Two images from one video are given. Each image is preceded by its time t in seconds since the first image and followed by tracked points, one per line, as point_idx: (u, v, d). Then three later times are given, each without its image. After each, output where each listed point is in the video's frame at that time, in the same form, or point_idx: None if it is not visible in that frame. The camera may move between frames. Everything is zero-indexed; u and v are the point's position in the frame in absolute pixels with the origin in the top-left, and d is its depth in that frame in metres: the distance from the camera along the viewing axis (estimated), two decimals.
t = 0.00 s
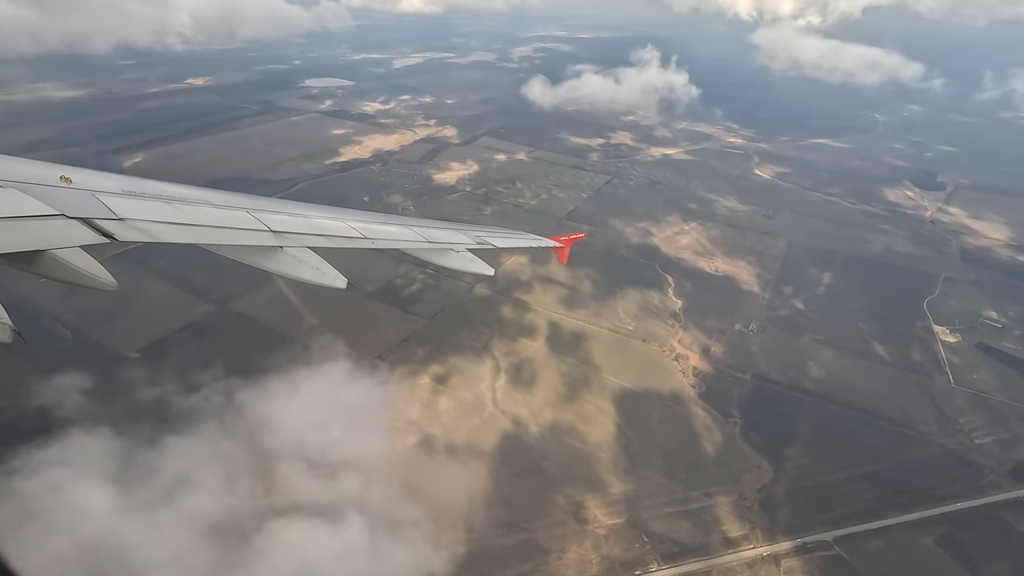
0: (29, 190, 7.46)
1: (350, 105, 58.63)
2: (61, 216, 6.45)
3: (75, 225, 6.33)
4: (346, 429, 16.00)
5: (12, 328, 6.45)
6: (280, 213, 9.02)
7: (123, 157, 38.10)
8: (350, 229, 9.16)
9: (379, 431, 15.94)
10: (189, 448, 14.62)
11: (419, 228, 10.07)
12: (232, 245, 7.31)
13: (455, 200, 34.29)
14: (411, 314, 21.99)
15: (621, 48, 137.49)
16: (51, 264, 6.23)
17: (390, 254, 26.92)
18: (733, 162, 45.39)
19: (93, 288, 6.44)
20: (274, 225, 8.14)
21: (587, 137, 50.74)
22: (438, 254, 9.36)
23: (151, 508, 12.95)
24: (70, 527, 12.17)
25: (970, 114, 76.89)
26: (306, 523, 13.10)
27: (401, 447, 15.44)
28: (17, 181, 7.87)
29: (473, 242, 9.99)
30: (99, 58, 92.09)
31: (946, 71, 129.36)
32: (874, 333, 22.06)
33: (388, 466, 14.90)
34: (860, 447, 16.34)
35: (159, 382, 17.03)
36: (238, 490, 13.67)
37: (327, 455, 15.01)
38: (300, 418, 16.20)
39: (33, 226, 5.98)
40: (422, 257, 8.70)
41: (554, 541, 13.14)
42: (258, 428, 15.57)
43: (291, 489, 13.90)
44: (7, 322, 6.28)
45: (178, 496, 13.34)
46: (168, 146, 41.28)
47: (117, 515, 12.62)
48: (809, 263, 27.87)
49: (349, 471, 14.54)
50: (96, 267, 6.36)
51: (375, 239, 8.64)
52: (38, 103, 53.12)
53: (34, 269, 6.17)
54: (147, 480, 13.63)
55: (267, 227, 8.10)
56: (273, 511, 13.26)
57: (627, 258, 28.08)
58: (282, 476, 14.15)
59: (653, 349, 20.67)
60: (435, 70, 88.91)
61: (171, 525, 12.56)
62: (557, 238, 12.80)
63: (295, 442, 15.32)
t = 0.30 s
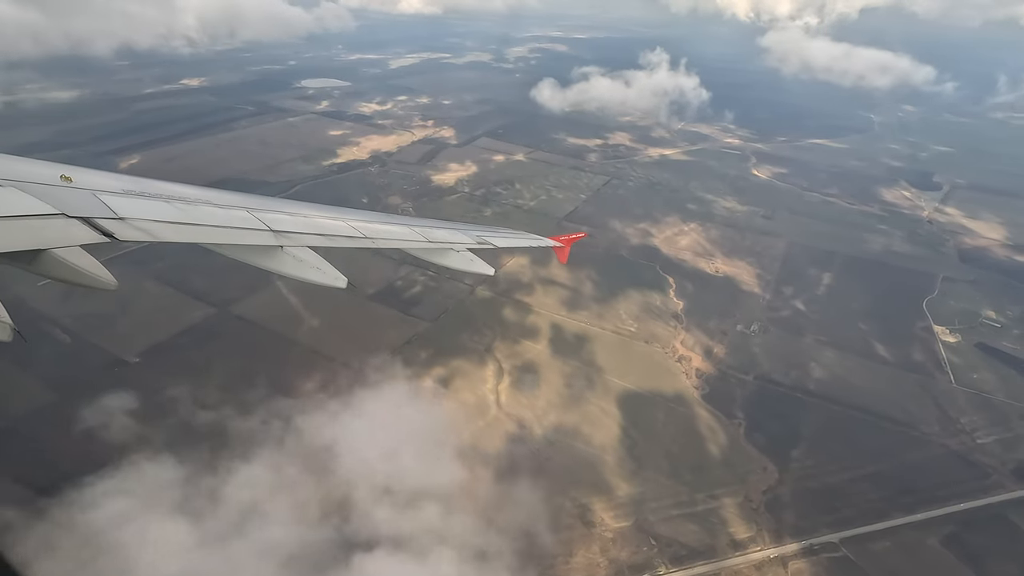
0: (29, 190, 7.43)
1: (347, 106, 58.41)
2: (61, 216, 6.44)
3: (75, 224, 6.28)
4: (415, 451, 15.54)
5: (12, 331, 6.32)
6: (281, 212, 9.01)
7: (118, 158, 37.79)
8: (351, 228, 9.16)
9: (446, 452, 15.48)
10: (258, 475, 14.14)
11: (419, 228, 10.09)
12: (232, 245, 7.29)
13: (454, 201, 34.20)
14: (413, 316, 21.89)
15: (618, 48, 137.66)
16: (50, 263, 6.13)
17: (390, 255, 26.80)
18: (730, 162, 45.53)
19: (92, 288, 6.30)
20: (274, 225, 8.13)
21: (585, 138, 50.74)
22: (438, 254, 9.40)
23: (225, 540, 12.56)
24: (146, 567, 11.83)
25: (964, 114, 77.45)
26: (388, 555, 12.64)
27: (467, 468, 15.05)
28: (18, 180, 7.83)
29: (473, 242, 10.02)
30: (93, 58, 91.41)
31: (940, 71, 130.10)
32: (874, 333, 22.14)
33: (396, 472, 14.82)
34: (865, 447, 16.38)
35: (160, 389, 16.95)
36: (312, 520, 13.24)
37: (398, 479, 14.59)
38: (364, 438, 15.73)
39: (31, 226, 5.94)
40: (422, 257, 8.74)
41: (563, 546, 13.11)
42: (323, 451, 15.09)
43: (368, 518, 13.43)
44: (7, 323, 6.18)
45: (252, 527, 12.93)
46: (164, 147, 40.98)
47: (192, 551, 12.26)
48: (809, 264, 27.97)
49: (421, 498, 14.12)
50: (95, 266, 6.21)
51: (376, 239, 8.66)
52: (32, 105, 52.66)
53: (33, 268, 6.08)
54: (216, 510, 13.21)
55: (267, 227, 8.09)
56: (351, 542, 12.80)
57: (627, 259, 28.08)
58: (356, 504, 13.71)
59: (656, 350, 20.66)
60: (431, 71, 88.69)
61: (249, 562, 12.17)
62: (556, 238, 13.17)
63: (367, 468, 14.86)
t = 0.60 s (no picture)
0: (29, 189, 7.41)
1: (344, 107, 58.15)
2: (61, 216, 6.40)
3: (74, 224, 6.26)
4: (479, 472, 15.20)
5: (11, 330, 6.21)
6: (281, 212, 9.01)
7: (113, 159, 37.41)
8: (351, 228, 9.15)
9: (507, 469, 15.23)
10: (318, 499, 13.93)
11: (419, 228, 10.11)
12: (233, 245, 7.31)
13: (453, 202, 34.09)
14: (414, 319, 21.79)
15: (614, 49, 137.65)
16: (49, 262, 6.00)
17: (390, 257, 26.69)
18: (727, 162, 45.65)
19: (92, 289, 6.18)
20: (274, 225, 8.14)
21: (583, 138, 50.71)
22: (438, 254, 9.44)
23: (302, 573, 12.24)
24: None
25: (957, 115, 78.08)
26: None
27: (527, 485, 14.80)
28: (17, 180, 7.79)
29: (473, 242, 10.07)
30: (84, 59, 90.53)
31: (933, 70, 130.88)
32: (875, 333, 22.23)
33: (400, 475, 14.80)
34: (869, 448, 16.42)
35: (160, 395, 16.84)
36: (390, 550, 12.82)
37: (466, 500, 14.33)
38: (415, 455, 15.55)
39: (29, 225, 5.89)
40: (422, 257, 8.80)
41: (575, 552, 13.06)
42: (377, 471, 14.91)
43: (449, 548, 12.96)
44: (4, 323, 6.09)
45: (329, 560, 12.57)
46: (159, 149, 40.61)
47: None
48: (808, 264, 28.06)
49: (492, 518, 13.85)
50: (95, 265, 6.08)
51: (376, 239, 8.68)
52: (24, 106, 52.10)
53: (33, 268, 5.96)
54: (292, 541, 12.90)
55: (267, 227, 8.10)
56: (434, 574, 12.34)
57: (627, 260, 28.07)
58: (437, 531, 13.37)
59: (659, 352, 20.65)
60: (427, 71, 88.36)
61: None
62: (555, 239, 13.30)
63: (440, 492, 14.54)
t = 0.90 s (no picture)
0: (28, 189, 7.39)
1: (340, 108, 57.92)
2: (61, 216, 6.41)
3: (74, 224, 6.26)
4: (554, 495, 14.62)
5: (12, 331, 6.22)
6: (281, 212, 9.01)
7: (108, 161, 37.15)
8: (351, 228, 9.15)
9: (577, 490, 14.74)
10: (341, 509, 13.71)
11: (419, 229, 10.16)
12: (232, 245, 7.30)
13: (452, 204, 34.00)
14: (416, 321, 21.70)
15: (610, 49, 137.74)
16: (48, 263, 6.05)
17: (391, 259, 26.58)
18: (725, 163, 45.76)
19: (91, 289, 6.23)
20: (274, 225, 8.14)
21: (580, 139, 50.71)
22: (437, 255, 9.46)
23: None
24: None
25: (951, 115, 78.74)
26: None
27: (599, 506, 14.31)
28: (15, 179, 7.77)
29: (472, 243, 10.13)
30: (76, 60, 89.77)
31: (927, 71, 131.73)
32: (875, 333, 22.34)
33: (403, 478, 14.71)
34: (872, 449, 16.48)
35: (161, 399, 16.70)
36: None
37: (540, 526, 13.82)
38: (436, 460, 15.34)
39: (28, 226, 5.90)
40: (423, 257, 8.83)
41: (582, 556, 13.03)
42: (400, 477, 14.70)
43: None
44: (5, 324, 6.13)
45: None
46: (155, 150, 40.33)
47: None
48: (808, 265, 28.16)
49: (572, 544, 13.33)
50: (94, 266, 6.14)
51: (376, 240, 8.70)
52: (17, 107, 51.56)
53: (32, 268, 6.01)
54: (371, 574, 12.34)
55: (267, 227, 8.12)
56: None
57: (628, 262, 28.08)
58: (526, 563, 12.78)
59: (662, 353, 20.65)
60: (423, 72, 87.90)
61: None
62: (555, 240, 13.34)
63: (517, 517, 13.98)
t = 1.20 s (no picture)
0: (28, 188, 7.35)
1: (337, 109, 57.70)
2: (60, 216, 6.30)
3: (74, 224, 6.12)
4: (630, 520, 14.09)
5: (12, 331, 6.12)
6: (281, 212, 8.98)
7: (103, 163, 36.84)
8: (353, 229, 9.08)
9: (650, 513, 14.26)
10: (345, 517, 13.55)
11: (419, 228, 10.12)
12: (233, 245, 7.30)
13: (451, 205, 33.91)
14: (418, 324, 21.60)
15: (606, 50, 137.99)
16: (47, 262, 5.93)
17: (391, 261, 26.46)
18: (722, 163, 45.92)
19: (91, 289, 6.13)
20: (274, 225, 8.11)
21: (578, 140, 50.75)
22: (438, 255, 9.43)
23: None
24: None
25: (944, 115, 79.42)
26: None
27: (675, 530, 13.80)
28: (15, 178, 7.73)
29: (473, 242, 10.11)
30: (68, 61, 89.12)
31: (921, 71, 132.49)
32: (875, 334, 22.43)
33: (407, 482, 14.62)
34: (875, 449, 16.54)
35: (160, 404, 16.53)
36: None
37: (565, 537, 13.56)
38: (442, 464, 15.25)
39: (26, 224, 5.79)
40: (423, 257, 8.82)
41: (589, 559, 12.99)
42: (407, 482, 14.62)
43: None
44: (5, 324, 6.06)
45: None
46: (151, 152, 40.03)
47: None
48: (807, 265, 28.27)
49: (646, 568, 12.87)
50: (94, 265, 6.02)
51: (376, 240, 8.67)
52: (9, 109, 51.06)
53: (31, 267, 5.90)
54: None
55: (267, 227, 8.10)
56: None
57: (628, 263, 28.08)
58: None
59: (664, 354, 20.65)
60: (419, 73, 87.72)
61: None
62: (556, 240, 13.35)
63: (595, 543, 13.45)
